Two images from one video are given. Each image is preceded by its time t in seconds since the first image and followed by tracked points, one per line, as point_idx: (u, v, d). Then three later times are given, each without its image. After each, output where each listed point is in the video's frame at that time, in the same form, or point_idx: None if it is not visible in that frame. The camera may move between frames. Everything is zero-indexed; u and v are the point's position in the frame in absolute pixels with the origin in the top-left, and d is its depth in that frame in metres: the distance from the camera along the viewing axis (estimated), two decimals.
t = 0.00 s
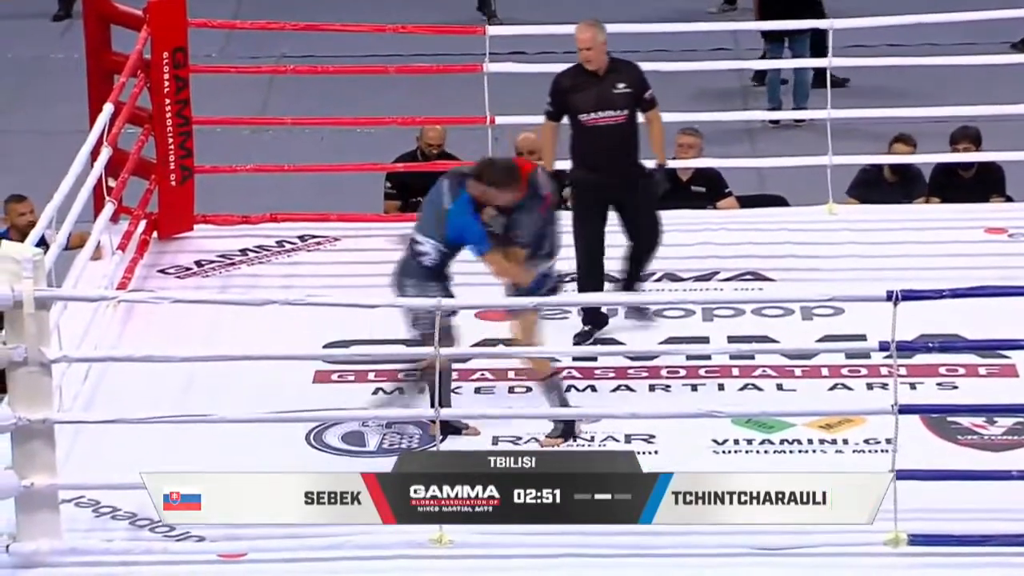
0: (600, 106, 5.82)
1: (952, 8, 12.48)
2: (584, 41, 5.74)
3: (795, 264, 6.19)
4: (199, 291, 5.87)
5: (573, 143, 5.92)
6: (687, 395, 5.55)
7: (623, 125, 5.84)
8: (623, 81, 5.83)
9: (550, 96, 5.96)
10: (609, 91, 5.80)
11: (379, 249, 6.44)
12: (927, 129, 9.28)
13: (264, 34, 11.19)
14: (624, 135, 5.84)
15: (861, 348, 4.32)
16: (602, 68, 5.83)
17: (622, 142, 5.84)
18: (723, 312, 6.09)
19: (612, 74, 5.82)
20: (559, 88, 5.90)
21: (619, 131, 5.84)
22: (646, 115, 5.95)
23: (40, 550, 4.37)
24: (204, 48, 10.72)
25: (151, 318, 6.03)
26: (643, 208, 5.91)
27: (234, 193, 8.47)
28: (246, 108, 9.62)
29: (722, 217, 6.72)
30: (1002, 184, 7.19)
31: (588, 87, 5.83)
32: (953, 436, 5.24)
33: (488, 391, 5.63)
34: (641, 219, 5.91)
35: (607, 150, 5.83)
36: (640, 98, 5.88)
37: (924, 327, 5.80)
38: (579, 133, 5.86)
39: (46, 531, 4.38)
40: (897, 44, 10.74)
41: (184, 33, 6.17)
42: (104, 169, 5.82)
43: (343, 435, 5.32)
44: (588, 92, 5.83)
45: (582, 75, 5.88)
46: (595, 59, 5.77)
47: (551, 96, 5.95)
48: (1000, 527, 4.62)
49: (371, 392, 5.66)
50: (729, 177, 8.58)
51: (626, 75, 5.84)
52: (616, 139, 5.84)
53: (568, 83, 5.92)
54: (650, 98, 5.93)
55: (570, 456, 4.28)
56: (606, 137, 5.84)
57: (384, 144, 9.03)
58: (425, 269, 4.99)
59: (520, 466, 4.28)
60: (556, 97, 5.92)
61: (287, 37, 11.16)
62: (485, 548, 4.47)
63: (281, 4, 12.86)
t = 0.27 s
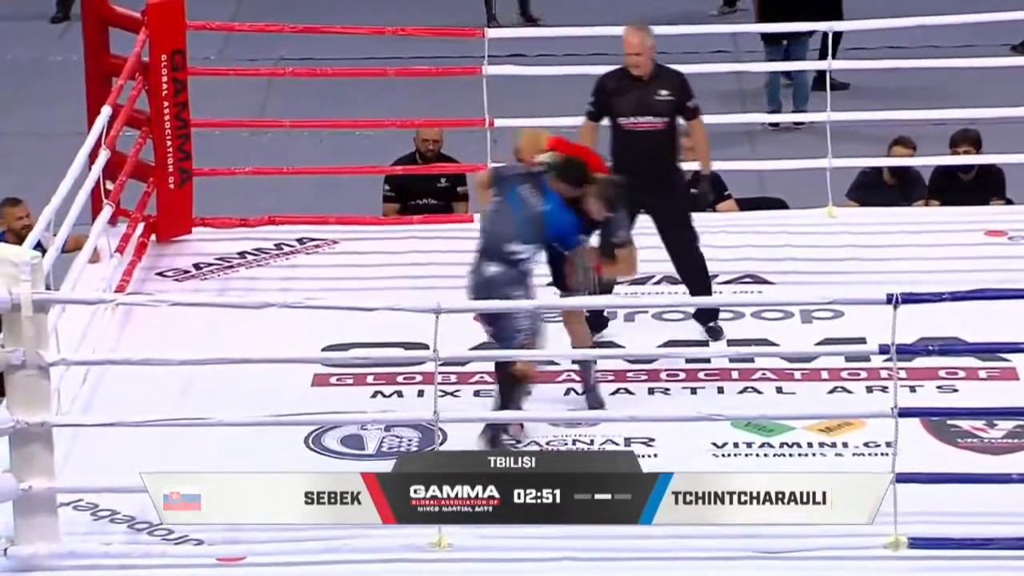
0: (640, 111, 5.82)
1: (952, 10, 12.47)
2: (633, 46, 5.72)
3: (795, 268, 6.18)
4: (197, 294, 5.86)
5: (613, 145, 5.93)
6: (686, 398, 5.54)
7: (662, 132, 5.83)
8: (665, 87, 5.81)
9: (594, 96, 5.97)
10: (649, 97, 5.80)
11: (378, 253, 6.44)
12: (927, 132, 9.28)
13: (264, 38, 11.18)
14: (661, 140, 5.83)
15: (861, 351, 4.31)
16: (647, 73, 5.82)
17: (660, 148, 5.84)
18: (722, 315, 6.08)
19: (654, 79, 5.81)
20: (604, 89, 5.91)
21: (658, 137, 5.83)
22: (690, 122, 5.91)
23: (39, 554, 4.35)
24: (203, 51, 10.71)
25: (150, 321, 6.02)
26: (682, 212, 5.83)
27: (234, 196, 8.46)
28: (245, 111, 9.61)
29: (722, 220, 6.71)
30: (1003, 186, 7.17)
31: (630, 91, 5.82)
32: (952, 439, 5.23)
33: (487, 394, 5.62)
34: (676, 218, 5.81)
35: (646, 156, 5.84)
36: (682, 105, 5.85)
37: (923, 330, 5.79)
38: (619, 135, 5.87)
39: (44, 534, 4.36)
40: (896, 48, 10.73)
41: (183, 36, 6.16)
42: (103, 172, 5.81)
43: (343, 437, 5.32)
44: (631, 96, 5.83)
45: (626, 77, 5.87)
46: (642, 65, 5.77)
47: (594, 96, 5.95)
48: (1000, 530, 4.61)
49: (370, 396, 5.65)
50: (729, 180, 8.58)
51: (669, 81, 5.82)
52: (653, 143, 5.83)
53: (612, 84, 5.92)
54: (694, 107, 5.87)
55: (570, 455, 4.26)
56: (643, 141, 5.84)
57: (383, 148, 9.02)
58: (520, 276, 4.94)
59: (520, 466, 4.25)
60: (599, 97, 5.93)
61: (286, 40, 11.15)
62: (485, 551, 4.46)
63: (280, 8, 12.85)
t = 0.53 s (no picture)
0: (669, 115, 5.86)
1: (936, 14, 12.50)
2: (677, 53, 5.71)
3: (779, 270, 6.18)
4: (182, 298, 5.85)
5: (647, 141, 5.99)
6: (671, 401, 5.54)
7: (689, 137, 5.87)
8: (694, 95, 5.82)
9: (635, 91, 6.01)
10: (678, 103, 5.83)
11: (362, 256, 6.43)
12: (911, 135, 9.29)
13: (247, 41, 11.17)
14: (689, 144, 5.89)
15: (847, 353, 4.31)
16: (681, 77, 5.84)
17: (685, 152, 5.89)
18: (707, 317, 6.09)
19: (685, 86, 5.82)
20: (641, 87, 5.94)
21: (685, 141, 5.88)
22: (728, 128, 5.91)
23: (23, 558, 4.32)
24: (186, 55, 10.69)
25: (136, 324, 6.01)
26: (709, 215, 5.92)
27: (218, 199, 8.45)
28: (229, 114, 9.59)
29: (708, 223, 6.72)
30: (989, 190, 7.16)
31: (661, 94, 5.86)
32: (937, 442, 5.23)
33: (473, 398, 5.61)
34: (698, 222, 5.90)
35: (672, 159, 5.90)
36: (714, 113, 5.85)
37: (908, 332, 5.79)
38: (652, 134, 5.94)
39: (29, 538, 4.36)
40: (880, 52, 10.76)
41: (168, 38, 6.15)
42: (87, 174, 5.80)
43: (328, 442, 5.31)
44: (663, 98, 5.86)
45: (663, 78, 5.90)
46: (682, 71, 5.77)
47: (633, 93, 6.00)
48: (985, 532, 4.60)
49: (356, 398, 5.64)
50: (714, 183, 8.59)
51: (699, 88, 5.82)
52: (679, 147, 5.90)
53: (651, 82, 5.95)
54: (728, 115, 5.85)
55: (570, 455, 4.24)
56: (670, 144, 5.90)
57: (368, 150, 9.01)
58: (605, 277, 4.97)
59: (520, 466, 4.23)
60: (638, 95, 5.97)
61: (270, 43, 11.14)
62: (472, 554, 4.46)
63: (262, 11, 12.84)
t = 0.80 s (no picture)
0: (679, 107, 6.00)
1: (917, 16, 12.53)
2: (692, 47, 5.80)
3: (761, 274, 6.19)
4: (163, 302, 5.84)
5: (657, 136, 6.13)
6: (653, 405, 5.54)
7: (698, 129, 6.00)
8: (706, 88, 5.97)
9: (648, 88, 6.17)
10: (689, 95, 5.97)
11: (344, 260, 6.43)
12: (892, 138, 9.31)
13: (229, 44, 11.16)
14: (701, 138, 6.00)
15: (829, 357, 4.31)
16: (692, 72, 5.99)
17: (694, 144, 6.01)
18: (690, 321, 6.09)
19: (696, 80, 5.97)
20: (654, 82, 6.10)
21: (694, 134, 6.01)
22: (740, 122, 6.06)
23: (5, 564, 4.32)
24: (168, 58, 10.68)
25: (119, 328, 6.01)
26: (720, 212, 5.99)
27: (199, 204, 8.45)
28: (211, 118, 9.58)
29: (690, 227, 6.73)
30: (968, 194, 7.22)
31: (673, 87, 6.01)
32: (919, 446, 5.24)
33: (456, 402, 5.61)
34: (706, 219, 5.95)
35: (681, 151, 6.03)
36: (726, 105, 5.99)
37: (889, 335, 5.81)
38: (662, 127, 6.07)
39: (11, 544, 4.34)
40: (862, 54, 10.78)
41: (150, 43, 6.15)
42: (68, 179, 5.79)
43: (310, 446, 5.31)
44: (675, 92, 6.01)
45: (676, 74, 6.05)
46: (698, 65, 5.88)
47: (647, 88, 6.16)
48: (967, 536, 4.61)
49: (338, 403, 5.64)
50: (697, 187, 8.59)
51: (711, 81, 5.97)
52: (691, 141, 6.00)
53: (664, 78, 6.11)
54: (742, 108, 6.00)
55: (568, 456, 4.35)
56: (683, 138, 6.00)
57: (350, 154, 9.00)
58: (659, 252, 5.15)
59: (519, 466, 4.33)
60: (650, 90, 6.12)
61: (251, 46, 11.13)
62: (454, 559, 4.46)
63: (243, 15, 12.83)
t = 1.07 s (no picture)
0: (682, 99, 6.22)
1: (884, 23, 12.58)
2: (694, 36, 6.03)
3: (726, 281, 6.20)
4: (128, 310, 5.83)
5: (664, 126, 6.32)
6: (619, 412, 5.54)
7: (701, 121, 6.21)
8: (705, 80, 6.18)
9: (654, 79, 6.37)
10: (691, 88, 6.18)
11: (309, 268, 6.42)
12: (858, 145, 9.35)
13: (195, 52, 11.15)
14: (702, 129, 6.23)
15: (792, 364, 4.32)
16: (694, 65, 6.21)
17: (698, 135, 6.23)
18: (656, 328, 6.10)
19: (696, 72, 6.18)
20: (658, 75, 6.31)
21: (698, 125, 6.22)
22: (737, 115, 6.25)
23: None
24: (134, 65, 10.66)
25: (86, 336, 5.99)
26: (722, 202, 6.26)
27: (165, 211, 8.43)
28: (176, 125, 9.57)
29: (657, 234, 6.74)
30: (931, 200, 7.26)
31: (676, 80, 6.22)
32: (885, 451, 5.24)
33: (422, 409, 5.60)
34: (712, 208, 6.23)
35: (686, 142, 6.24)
36: (724, 99, 6.19)
37: (855, 342, 5.82)
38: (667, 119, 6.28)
39: None
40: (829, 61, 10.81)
41: (114, 50, 6.14)
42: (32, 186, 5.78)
43: (276, 453, 5.29)
44: (678, 85, 6.22)
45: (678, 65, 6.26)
46: (699, 56, 6.11)
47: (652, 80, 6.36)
48: (932, 541, 4.61)
49: (304, 411, 5.64)
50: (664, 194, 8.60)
51: (711, 74, 6.18)
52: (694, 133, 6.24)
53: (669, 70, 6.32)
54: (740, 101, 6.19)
55: (569, 457, 4.41)
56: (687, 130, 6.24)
57: (316, 161, 8.99)
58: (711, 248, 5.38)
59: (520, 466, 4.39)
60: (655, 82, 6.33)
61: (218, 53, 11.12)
62: (420, 566, 4.45)
63: (210, 22, 12.81)
